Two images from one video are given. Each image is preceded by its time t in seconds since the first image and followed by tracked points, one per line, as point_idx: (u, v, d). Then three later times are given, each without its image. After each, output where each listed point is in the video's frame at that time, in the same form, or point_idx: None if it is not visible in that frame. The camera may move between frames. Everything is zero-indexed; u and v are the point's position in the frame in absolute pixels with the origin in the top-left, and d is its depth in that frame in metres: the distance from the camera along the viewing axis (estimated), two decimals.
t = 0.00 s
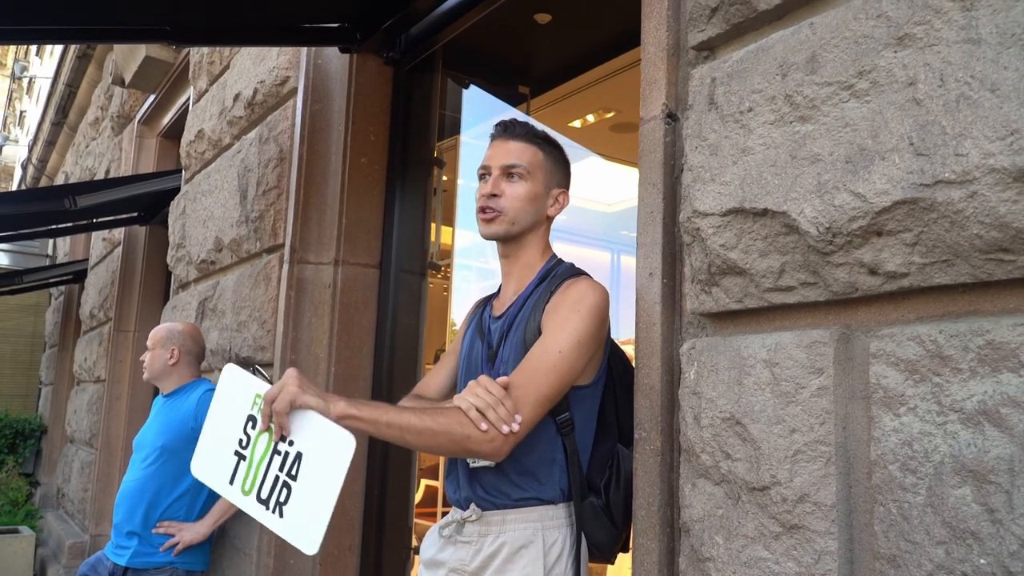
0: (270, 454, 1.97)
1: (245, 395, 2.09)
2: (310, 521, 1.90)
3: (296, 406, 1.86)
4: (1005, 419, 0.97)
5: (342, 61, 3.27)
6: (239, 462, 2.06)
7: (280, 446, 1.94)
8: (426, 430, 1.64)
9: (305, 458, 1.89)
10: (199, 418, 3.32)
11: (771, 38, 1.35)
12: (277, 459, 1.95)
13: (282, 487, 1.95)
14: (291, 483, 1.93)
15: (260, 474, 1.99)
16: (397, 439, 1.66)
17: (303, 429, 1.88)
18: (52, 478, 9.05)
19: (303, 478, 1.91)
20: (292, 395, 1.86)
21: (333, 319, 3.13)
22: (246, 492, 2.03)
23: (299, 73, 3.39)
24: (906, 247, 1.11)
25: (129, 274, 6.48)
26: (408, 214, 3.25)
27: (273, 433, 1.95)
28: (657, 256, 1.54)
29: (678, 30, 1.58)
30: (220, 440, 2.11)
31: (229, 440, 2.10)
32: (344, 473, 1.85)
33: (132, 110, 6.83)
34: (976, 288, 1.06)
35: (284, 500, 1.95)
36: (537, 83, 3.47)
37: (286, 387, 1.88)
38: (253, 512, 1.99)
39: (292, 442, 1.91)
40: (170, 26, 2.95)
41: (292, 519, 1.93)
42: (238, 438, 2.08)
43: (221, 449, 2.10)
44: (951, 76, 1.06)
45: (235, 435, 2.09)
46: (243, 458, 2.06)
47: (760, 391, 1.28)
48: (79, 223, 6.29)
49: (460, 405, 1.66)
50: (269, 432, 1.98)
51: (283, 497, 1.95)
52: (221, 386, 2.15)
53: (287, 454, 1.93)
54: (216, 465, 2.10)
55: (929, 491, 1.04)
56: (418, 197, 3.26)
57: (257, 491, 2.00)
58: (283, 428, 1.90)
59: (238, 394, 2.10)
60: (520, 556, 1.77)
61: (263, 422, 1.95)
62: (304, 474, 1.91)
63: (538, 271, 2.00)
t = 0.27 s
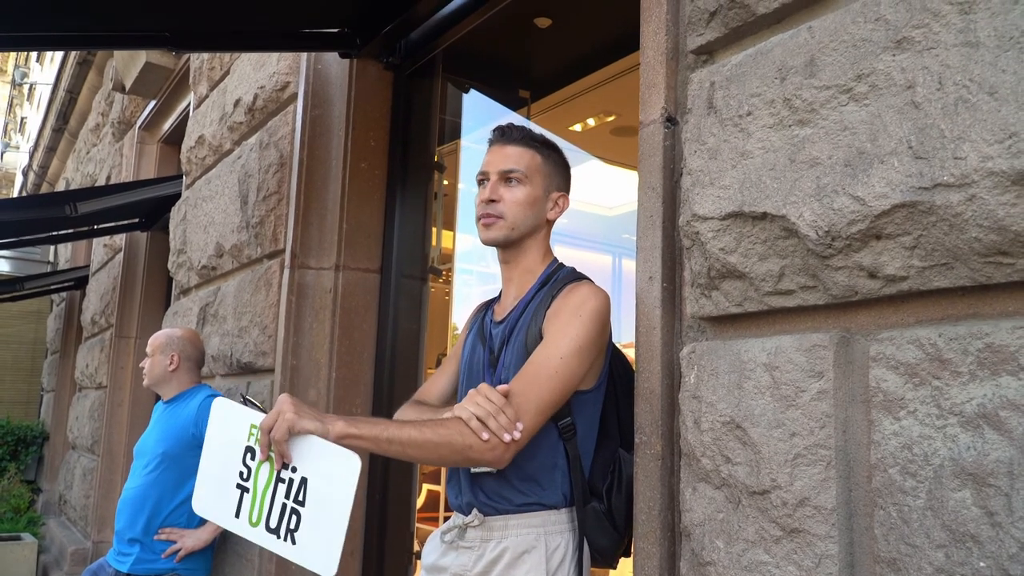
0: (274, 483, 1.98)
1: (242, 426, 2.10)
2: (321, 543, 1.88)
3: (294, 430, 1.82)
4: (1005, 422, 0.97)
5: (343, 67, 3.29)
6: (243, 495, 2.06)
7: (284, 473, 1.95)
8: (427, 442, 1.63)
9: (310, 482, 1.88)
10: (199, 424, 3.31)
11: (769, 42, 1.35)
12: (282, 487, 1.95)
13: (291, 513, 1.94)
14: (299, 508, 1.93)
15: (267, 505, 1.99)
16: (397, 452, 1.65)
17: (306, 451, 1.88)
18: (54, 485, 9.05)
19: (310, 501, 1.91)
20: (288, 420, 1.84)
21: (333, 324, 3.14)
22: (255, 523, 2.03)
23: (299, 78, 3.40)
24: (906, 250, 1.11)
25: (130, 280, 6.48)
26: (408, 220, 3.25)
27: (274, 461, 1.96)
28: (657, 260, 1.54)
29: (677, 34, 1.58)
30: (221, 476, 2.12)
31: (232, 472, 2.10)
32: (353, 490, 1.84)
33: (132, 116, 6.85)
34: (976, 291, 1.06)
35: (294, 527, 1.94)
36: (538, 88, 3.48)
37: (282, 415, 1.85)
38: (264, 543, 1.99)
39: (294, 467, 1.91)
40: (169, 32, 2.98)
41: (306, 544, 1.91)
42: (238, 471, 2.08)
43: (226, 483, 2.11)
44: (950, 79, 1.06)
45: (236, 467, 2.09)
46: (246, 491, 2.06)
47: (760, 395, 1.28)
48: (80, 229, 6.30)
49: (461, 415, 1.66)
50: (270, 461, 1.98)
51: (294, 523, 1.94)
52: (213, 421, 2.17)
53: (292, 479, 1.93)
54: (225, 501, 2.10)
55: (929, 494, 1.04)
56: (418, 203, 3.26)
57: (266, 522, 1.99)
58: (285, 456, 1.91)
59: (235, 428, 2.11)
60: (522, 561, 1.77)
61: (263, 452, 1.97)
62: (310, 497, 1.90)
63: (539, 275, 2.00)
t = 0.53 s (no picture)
0: (274, 487, 1.97)
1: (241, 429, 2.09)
2: (323, 545, 1.89)
3: (292, 435, 1.83)
4: (1001, 423, 0.97)
5: (341, 69, 3.30)
6: (243, 499, 2.06)
7: (283, 477, 1.94)
8: (425, 445, 1.64)
9: (310, 486, 1.89)
10: (197, 428, 3.30)
11: (766, 44, 1.36)
12: (282, 491, 1.95)
13: (291, 517, 1.94)
14: (298, 512, 1.93)
15: (267, 509, 1.99)
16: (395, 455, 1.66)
17: (304, 455, 1.88)
18: (52, 489, 9.04)
19: (310, 505, 1.91)
20: (286, 426, 1.84)
21: (332, 327, 3.15)
22: (256, 527, 2.02)
23: (297, 81, 3.40)
24: (902, 251, 1.11)
25: (128, 284, 6.48)
26: (407, 223, 3.25)
27: (273, 465, 1.96)
28: (655, 261, 1.55)
29: (674, 37, 1.59)
30: (220, 480, 2.12)
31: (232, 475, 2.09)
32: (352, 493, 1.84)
33: (130, 119, 6.85)
34: (972, 291, 1.06)
35: (295, 530, 1.94)
36: (537, 91, 3.48)
37: (280, 420, 1.85)
38: (266, 546, 1.98)
39: (293, 472, 1.90)
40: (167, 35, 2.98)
41: (306, 547, 1.91)
42: (238, 474, 2.08)
43: (226, 488, 2.10)
44: (945, 81, 1.06)
45: (235, 470, 2.09)
46: (246, 495, 2.06)
47: (758, 397, 1.29)
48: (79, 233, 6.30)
49: (459, 417, 1.66)
50: (269, 465, 1.98)
51: (294, 526, 1.94)
52: (211, 424, 2.16)
53: (291, 483, 1.92)
54: (227, 506, 2.10)
55: (926, 494, 1.05)
56: (418, 205, 3.26)
57: (267, 525, 1.99)
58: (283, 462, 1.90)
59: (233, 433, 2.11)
60: (522, 564, 1.77)
61: (261, 457, 1.96)
62: (310, 500, 1.90)
63: (538, 277, 2.00)
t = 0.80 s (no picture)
0: (276, 496, 1.97)
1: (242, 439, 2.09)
2: (326, 553, 1.87)
3: (291, 444, 1.84)
4: (999, 425, 0.97)
5: (339, 72, 3.30)
6: (248, 509, 2.07)
7: (285, 486, 1.94)
8: (425, 452, 1.64)
9: (311, 494, 1.88)
10: (195, 430, 3.30)
11: (764, 46, 1.36)
12: (284, 500, 1.95)
13: (294, 526, 1.93)
14: (300, 521, 1.92)
15: (271, 519, 1.98)
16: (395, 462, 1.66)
17: (305, 465, 1.88)
18: (50, 490, 9.03)
19: (312, 513, 1.90)
20: (285, 437, 1.86)
21: (330, 329, 3.14)
22: (261, 537, 2.02)
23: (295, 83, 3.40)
24: (900, 254, 1.11)
25: (126, 285, 6.47)
26: (404, 225, 3.25)
27: (275, 475, 1.96)
28: (653, 263, 1.55)
29: (672, 39, 1.59)
30: (227, 490, 2.13)
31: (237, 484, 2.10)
32: (352, 501, 1.82)
33: (129, 121, 6.84)
34: (970, 294, 1.06)
35: (299, 539, 1.92)
36: (534, 93, 3.47)
37: (279, 430, 1.87)
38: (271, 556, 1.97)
39: (295, 481, 1.90)
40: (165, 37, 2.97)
41: (310, 556, 1.90)
42: (242, 485, 2.09)
43: (233, 498, 2.11)
44: (943, 84, 1.06)
45: (239, 482, 2.10)
46: (251, 505, 2.06)
47: (756, 399, 1.28)
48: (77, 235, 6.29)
49: (458, 423, 1.66)
50: (271, 475, 1.98)
51: (297, 535, 1.93)
52: (216, 435, 2.17)
53: (292, 492, 1.92)
54: (234, 516, 2.11)
55: (925, 497, 1.04)
56: (416, 206, 3.26)
57: (271, 535, 1.98)
58: (285, 472, 1.91)
59: (235, 442, 2.11)
60: (520, 566, 1.77)
61: (263, 466, 1.96)
62: (312, 509, 1.89)
63: (535, 279, 2.00)
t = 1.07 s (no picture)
0: (276, 497, 1.97)
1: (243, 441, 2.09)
2: (325, 553, 1.86)
3: (291, 446, 1.85)
4: (999, 428, 0.97)
5: (338, 73, 3.30)
6: (249, 510, 2.07)
7: (285, 488, 1.94)
8: (422, 453, 1.64)
9: (310, 495, 1.88)
10: (194, 431, 3.30)
11: (764, 49, 1.36)
12: (284, 502, 1.95)
13: (293, 527, 1.93)
14: (300, 522, 1.91)
15: (272, 519, 1.98)
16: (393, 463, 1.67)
17: (303, 466, 1.88)
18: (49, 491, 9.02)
19: (311, 514, 1.89)
20: (284, 439, 1.87)
21: (330, 330, 3.14)
22: (262, 538, 2.01)
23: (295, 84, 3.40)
24: (900, 256, 1.11)
25: (126, 286, 6.47)
26: (404, 227, 3.26)
27: (275, 476, 1.96)
28: (653, 265, 1.55)
29: (671, 41, 1.59)
30: (228, 492, 2.13)
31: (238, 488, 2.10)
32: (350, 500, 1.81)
33: (128, 121, 6.84)
34: (969, 296, 1.07)
35: (298, 539, 1.92)
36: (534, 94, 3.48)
37: (278, 432, 1.88)
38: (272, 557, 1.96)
39: (294, 482, 1.90)
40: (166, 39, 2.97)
41: (311, 557, 1.89)
42: (243, 487, 2.09)
43: (234, 500, 2.11)
44: (943, 86, 1.06)
45: (240, 484, 2.10)
46: (252, 506, 2.06)
47: (756, 401, 1.28)
48: (77, 235, 6.29)
49: (456, 425, 1.66)
50: (271, 476, 1.98)
51: (297, 536, 1.92)
52: (218, 438, 2.18)
53: (292, 493, 1.92)
54: (236, 518, 2.11)
55: (925, 499, 1.05)
56: (416, 205, 3.27)
57: (271, 536, 1.98)
58: (285, 473, 1.91)
59: (235, 445, 2.11)
60: (518, 567, 1.77)
61: (264, 468, 1.97)
62: (311, 510, 1.89)
63: (533, 281, 2.00)
